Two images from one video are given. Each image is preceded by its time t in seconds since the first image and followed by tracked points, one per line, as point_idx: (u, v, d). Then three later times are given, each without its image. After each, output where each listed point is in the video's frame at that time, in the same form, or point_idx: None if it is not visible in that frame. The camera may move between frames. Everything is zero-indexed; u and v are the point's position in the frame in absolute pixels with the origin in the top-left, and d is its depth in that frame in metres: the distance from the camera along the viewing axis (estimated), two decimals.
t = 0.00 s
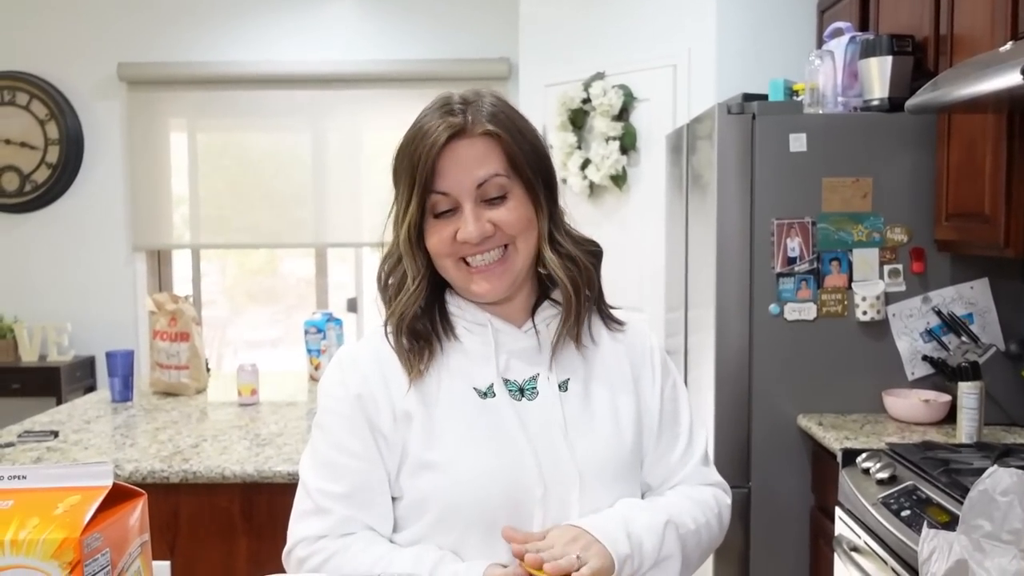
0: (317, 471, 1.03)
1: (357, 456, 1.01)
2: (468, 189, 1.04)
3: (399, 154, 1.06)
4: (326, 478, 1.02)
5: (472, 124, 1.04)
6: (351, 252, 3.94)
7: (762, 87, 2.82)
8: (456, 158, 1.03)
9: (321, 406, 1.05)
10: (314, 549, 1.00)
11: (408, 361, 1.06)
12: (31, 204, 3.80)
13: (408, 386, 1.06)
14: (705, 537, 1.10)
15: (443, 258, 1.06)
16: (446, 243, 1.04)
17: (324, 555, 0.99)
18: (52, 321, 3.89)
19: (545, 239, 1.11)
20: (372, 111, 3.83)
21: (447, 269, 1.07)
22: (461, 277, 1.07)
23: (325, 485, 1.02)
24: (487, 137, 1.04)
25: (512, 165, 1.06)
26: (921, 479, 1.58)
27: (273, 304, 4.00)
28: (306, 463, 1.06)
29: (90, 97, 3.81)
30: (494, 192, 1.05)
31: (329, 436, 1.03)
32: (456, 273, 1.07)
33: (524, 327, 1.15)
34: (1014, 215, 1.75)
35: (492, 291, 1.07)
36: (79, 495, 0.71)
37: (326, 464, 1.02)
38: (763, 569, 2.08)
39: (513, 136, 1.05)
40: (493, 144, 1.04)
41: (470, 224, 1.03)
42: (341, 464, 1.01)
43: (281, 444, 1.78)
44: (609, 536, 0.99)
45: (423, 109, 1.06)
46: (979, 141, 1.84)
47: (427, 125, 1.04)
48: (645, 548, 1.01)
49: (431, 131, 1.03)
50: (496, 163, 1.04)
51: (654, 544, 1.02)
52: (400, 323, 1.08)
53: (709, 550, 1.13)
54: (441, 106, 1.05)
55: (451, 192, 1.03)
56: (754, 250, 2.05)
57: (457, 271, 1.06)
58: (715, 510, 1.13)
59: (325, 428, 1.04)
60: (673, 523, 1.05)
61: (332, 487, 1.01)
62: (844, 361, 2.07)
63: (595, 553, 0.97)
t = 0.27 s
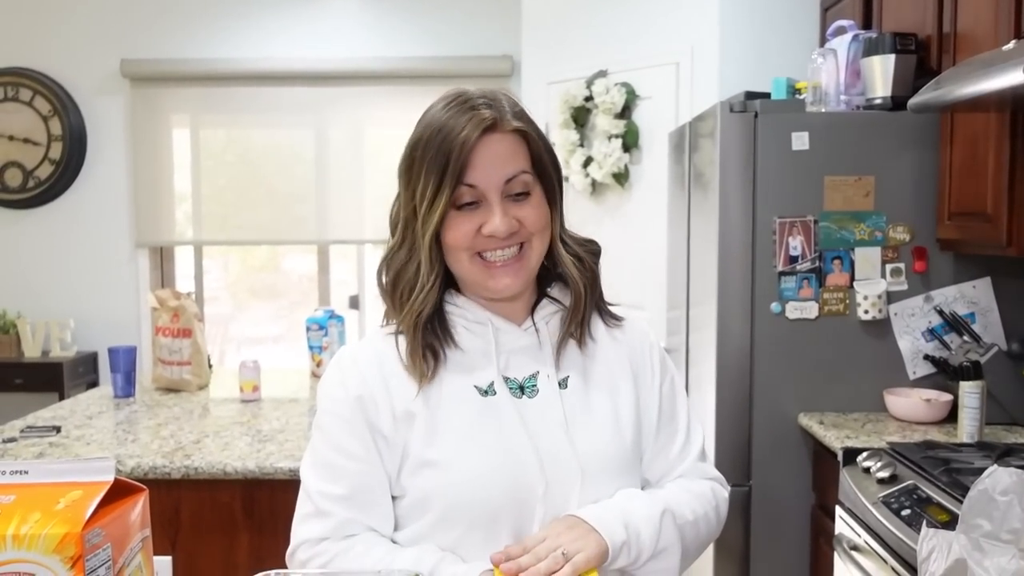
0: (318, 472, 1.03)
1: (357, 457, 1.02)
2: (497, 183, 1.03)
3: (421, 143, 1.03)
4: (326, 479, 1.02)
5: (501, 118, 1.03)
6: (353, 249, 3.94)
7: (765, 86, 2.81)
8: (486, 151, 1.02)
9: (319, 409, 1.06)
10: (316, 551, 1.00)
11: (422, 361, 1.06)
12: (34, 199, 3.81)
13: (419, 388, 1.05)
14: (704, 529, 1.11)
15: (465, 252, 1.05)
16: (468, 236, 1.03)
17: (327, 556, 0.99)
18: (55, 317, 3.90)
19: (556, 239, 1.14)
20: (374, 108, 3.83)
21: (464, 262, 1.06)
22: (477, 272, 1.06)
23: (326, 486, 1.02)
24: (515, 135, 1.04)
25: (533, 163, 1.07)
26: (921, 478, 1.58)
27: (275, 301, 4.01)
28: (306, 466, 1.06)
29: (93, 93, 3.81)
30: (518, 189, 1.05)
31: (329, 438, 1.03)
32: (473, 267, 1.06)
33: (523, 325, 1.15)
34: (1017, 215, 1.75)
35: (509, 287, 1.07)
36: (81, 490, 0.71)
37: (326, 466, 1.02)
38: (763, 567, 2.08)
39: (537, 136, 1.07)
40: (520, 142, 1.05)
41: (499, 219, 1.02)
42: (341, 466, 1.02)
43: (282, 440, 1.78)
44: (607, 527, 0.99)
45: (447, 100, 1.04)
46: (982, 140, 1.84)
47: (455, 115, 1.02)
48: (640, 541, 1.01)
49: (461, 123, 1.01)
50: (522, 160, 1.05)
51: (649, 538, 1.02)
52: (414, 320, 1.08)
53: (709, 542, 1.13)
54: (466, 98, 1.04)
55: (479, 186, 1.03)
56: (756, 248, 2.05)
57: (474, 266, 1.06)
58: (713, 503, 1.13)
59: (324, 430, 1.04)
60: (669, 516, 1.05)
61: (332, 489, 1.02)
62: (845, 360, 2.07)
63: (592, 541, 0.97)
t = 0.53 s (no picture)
0: (315, 471, 1.03)
1: (353, 453, 1.02)
2: (525, 178, 1.03)
3: (451, 133, 1.01)
4: (323, 477, 1.02)
5: (533, 114, 1.04)
6: (355, 246, 3.94)
7: (768, 84, 2.81)
8: (521, 144, 1.02)
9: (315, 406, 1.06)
10: (312, 547, 1.00)
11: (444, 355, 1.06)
12: (36, 195, 3.81)
13: (442, 382, 1.06)
14: (713, 517, 1.10)
15: (491, 246, 1.03)
16: (496, 229, 1.02)
17: (321, 551, 0.99)
18: (57, 313, 3.90)
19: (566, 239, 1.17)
20: (377, 105, 3.82)
21: (487, 256, 1.04)
22: (500, 266, 1.05)
23: (323, 485, 1.02)
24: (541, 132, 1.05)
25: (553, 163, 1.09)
26: (923, 478, 1.58)
27: (277, 299, 4.01)
28: (304, 464, 1.07)
29: (96, 89, 3.81)
30: (542, 185, 1.05)
31: (325, 434, 1.03)
32: (497, 261, 1.04)
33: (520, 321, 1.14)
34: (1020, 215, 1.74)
35: (531, 283, 1.06)
36: (82, 486, 0.71)
37: (323, 463, 1.02)
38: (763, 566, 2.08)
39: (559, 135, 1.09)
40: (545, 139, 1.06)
41: (529, 213, 1.02)
42: (337, 461, 1.02)
43: (283, 437, 1.78)
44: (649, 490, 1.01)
45: (474, 92, 1.03)
46: (986, 139, 1.83)
47: (492, 106, 1.01)
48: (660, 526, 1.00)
49: (493, 116, 1.00)
50: (550, 157, 1.06)
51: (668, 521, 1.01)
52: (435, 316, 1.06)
53: (717, 530, 1.11)
54: (492, 91, 1.03)
55: (508, 179, 1.02)
56: (758, 247, 2.05)
57: (497, 259, 1.04)
58: (721, 493, 1.12)
59: (320, 427, 1.04)
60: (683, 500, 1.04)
61: (329, 487, 1.02)
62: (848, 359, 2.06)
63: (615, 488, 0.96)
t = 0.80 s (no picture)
0: (316, 463, 1.02)
1: (353, 439, 1.02)
2: (509, 179, 1.02)
3: (441, 129, 1.02)
4: (324, 468, 1.02)
5: (521, 115, 1.03)
6: (354, 244, 3.94)
7: (767, 83, 2.80)
8: (504, 144, 1.01)
9: (316, 397, 1.06)
10: (313, 535, 0.99)
11: (427, 350, 1.07)
12: (36, 193, 3.81)
13: (425, 372, 1.07)
14: (700, 524, 1.07)
15: (470, 245, 1.03)
16: (474, 228, 1.01)
17: (321, 539, 0.98)
18: (56, 311, 3.90)
19: (557, 241, 1.14)
20: (377, 103, 3.82)
21: (467, 255, 1.04)
22: (479, 266, 1.04)
23: (324, 475, 1.01)
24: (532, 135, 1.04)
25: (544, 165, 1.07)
26: (920, 477, 1.58)
27: (276, 296, 4.01)
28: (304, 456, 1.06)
29: (96, 87, 3.81)
30: (528, 188, 1.04)
31: (326, 422, 1.03)
32: (475, 261, 1.03)
33: (512, 320, 1.14)
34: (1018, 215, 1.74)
35: (509, 285, 1.04)
36: (76, 485, 0.71)
37: (324, 452, 1.02)
38: (761, 564, 2.08)
39: (553, 140, 1.07)
40: (536, 143, 1.05)
41: (507, 215, 1.00)
42: (338, 448, 1.01)
43: (281, 435, 1.78)
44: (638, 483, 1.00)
45: (469, 92, 1.03)
46: (985, 139, 1.83)
47: (477, 106, 1.01)
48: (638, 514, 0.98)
49: (481, 116, 1.00)
50: (537, 159, 1.04)
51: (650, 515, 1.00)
52: (418, 310, 1.07)
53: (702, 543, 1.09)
54: (487, 92, 1.03)
55: (490, 180, 1.01)
56: (757, 246, 2.04)
57: (476, 259, 1.03)
58: (711, 493, 1.11)
59: (320, 416, 1.04)
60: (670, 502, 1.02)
61: (332, 476, 1.01)
62: (846, 358, 2.06)
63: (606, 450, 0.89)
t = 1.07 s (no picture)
0: (324, 460, 1.02)
1: (359, 433, 1.02)
2: (510, 172, 1.02)
3: (441, 124, 1.01)
4: (333, 464, 1.02)
5: (522, 108, 1.03)
6: (355, 241, 3.94)
7: (768, 80, 2.80)
8: (506, 138, 1.01)
9: (320, 393, 1.07)
10: (327, 530, 0.99)
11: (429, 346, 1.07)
12: (36, 189, 3.81)
13: (426, 368, 1.07)
14: (694, 523, 1.06)
15: (473, 238, 1.02)
16: (477, 222, 1.01)
17: (336, 534, 0.98)
18: (56, 307, 3.90)
19: (555, 235, 1.14)
20: (377, 101, 3.82)
21: (469, 249, 1.04)
22: (481, 260, 1.04)
23: (333, 471, 1.01)
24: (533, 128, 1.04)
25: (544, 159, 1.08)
26: (921, 474, 1.58)
27: (276, 293, 4.01)
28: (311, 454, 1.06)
29: (96, 83, 3.80)
30: (529, 182, 1.04)
31: (331, 418, 1.03)
32: (478, 254, 1.03)
33: (511, 315, 1.14)
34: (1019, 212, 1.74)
35: (512, 279, 1.04)
36: (80, 480, 0.71)
37: (332, 448, 1.02)
38: (762, 561, 2.08)
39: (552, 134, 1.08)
40: (536, 137, 1.05)
41: (509, 207, 1.01)
42: (345, 443, 1.02)
43: (282, 431, 1.78)
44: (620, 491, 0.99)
45: (468, 87, 1.03)
46: (986, 136, 1.83)
47: (478, 101, 1.01)
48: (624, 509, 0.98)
49: (481, 110, 1.00)
50: (538, 153, 1.05)
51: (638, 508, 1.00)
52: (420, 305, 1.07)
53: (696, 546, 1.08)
54: (487, 87, 1.03)
55: (492, 173, 1.01)
56: (758, 243, 2.04)
57: (479, 252, 1.03)
58: (707, 490, 1.09)
59: (325, 412, 1.04)
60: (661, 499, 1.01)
61: (341, 472, 1.01)
62: (847, 355, 2.06)
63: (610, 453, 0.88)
